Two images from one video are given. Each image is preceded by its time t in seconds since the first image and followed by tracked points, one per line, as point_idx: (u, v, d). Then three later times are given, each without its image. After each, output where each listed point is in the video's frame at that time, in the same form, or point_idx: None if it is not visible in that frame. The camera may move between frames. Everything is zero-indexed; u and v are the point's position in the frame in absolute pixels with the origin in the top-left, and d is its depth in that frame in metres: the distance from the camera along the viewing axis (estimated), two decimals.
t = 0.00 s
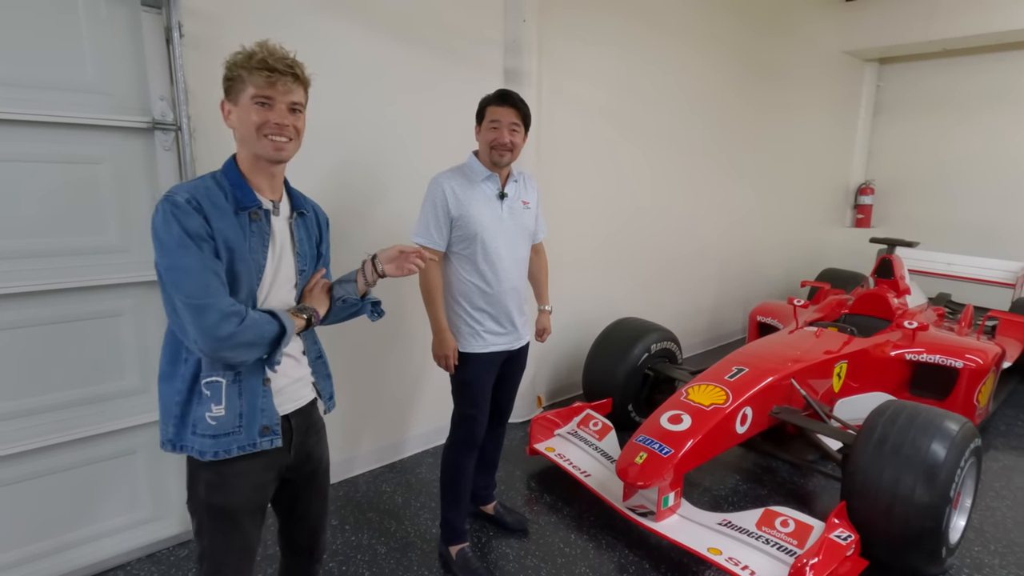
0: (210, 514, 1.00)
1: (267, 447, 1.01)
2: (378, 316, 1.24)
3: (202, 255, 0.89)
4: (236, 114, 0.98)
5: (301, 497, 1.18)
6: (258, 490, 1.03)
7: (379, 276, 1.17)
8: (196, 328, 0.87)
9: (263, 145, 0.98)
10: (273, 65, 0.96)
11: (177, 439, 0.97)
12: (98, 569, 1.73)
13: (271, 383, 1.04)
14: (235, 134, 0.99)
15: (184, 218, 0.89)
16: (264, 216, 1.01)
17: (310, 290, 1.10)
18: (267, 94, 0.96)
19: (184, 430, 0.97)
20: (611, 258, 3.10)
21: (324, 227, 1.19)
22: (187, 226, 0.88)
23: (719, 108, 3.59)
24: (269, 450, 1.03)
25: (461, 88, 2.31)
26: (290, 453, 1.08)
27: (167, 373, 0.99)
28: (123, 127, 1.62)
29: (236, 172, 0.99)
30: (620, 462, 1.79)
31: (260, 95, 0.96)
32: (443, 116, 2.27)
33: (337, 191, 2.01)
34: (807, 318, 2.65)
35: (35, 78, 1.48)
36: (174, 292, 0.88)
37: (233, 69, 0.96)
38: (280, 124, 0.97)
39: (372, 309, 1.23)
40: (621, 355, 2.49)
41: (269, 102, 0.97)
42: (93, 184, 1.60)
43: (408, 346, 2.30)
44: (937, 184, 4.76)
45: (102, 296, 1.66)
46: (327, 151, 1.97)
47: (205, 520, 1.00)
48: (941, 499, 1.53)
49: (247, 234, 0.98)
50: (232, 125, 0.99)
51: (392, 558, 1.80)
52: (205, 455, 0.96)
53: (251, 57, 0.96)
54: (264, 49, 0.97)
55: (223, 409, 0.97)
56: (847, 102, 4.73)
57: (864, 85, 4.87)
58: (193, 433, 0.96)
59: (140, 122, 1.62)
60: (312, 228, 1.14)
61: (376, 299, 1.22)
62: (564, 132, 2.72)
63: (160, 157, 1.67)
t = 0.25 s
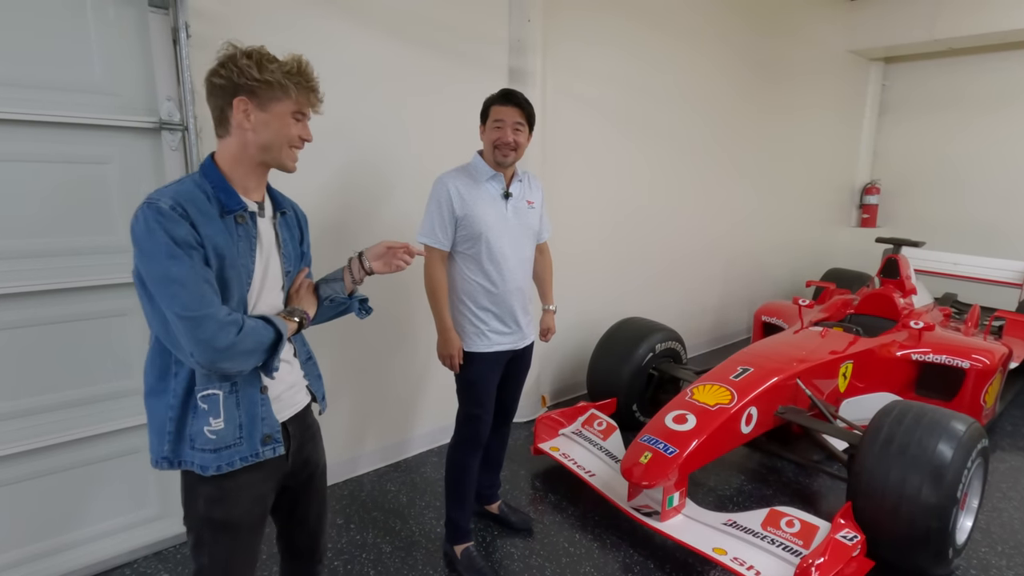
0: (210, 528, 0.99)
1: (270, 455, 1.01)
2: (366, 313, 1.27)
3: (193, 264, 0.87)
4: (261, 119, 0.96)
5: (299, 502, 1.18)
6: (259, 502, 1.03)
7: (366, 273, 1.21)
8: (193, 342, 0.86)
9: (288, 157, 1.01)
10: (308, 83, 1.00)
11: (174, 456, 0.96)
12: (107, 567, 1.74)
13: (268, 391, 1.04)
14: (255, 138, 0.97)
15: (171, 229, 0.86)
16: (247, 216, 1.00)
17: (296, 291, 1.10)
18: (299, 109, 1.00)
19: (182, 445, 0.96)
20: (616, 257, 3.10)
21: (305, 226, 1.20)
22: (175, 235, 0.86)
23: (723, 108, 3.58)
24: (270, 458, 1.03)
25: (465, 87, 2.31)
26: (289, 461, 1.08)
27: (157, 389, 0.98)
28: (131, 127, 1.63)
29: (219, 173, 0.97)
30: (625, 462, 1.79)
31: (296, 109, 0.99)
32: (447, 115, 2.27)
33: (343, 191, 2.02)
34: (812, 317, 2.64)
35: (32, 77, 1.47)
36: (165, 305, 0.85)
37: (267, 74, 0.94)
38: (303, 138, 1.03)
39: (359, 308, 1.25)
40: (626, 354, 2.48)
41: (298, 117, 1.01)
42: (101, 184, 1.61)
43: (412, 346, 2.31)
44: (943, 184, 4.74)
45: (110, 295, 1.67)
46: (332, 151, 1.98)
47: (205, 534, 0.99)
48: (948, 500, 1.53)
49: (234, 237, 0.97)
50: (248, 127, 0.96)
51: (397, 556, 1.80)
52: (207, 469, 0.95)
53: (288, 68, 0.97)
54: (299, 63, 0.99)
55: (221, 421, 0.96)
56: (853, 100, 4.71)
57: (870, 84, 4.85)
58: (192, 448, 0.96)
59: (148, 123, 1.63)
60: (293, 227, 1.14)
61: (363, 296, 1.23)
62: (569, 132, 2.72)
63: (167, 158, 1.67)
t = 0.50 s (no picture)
0: (179, 558, 0.94)
1: (247, 477, 0.98)
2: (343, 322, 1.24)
3: (156, 276, 0.81)
4: (232, 119, 0.91)
5: (279, 522, 1.14)
6: (232, 527, 0.99)
7: (340, 279, 1.18)
8: (160, 361, 0.80)
9: (259, 158, 0.97)
10: (281, 80, 0.96)
11: (140, 486, 0.90)
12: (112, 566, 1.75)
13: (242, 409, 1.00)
14: (224, 138, 0.92)
15: (130, 239, 0.80)
16: (213, 222, 0.94)
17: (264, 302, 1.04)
18: (272, 108, 0.96)
19: (150, 474, 0.90)
20: (620, 259, 3.11)
21: (273, 230, 1.15)
22: (134, 244, 0.80)
23: (728, 109, 3.59)
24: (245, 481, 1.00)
25: (471, 89, 2.32)
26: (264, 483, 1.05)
27: (118, 415, 0.91)
28: (138, 129, 1.64)
29: (178, 176, 0.91)
30: (629, 464, 1.79)
31: (269, 107, 0.95)
32: (452, 117, 2.28)
33: (350, 193, 2.03)
34: (817, 320, 2.64)
35: (32, 78, 1.47)
36: (125, 321, 0.79)
37: (239, 72, 0.90)
38: (275, 138, 0.99)
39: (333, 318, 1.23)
40: (630, 356, 2.48)
41: (270, 115, 0.96)
42: (110, 186, 1.62)
43: (417, 347, 2.31)
44: (949, 186, 4.73)
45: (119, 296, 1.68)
46: (338, 152, 1.98)
47: (173, 564, 0.94)
48: (954, 503, 1.52)
49: (200, 245, 0.91)
50: (217, 126, 0.91)
51: (402, 557, 1.81)
52: (180, 498, 0.91)
53: (260, 65, 0.93)
54: (270, 59, 0.94)
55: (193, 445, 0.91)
56: (858, 102, 4.70)
57: (875, 86, 4.84)
58: (162, 475, 0.90)
59: (157, 125, 1.65)
60: (261, 231, 1.10)
61: (336, 303, 1.20)
62: (573, 134, 2.73)
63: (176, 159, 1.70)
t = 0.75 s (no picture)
0: None
1: (216, 497, 0.94)
2: (316, 334, 1.17)
3: (115, 284, 0.77)
4: (203, 116, 0.87)
5: (260, 536, 1.11)
6: (209, 547, 0.96)
7: (313, 287, 1.12)
8: (119, 375, 0.76)
9: (231, 158, 0.93)
10: (257, 75, 0.92)
11: (99, 507, 0.86)
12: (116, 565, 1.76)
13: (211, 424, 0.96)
14: (194, 137, 0.88)
15: (86, 244, 0.76)
16: (179, 226, 0.90)
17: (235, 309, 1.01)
18: (246, 105, 0.92)
19: (109, 495, 0.86)
20: (623, 259, 3.10)
21: (246, 232, 1.12)
22: (91, 250, 0.76)
23: (732, 110, 3.58)
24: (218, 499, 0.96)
25: (474, 90, 2.32)
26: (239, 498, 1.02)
27: (74, 432, 0.86)
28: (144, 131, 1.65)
29: (142, 175, 0.87)
30: (632, 465, 1.79)
31: (243, 104, 0.91)
32: (456, 118, 2.28)
33: (353, 193, 2.04)
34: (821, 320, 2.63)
35: (35, 79, 1.47)
36: (80, 333, 0.75)
37: (213, 66, 0.86)
38: (248, 137, 0.95)
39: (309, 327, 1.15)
40: (633, 356, 2.48)
41: (245, 112, 0.92)
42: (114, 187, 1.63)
43: (419, 348, 2.31)
44: (955, 186, 4.71)
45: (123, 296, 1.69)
46: (342, 153, 1.99)
47: None
48: (959, 505, 1.51)
49: (164, 251, 0.88)
50: (187, 123, 0.87)
51: (405, 557, 1.81)
52: (142, 521, 0.86)
53: (234, 58, 0.89)
54: (246, 52, 0.90)
55: (156, 463, 0.87)
56: (863, 102, 4.69)
57: (879, 86, 4.83)
58: (122, 497, 0.86)
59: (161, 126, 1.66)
60: (233, 233, 1.06)
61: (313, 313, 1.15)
62: (576, 134, 2.72)
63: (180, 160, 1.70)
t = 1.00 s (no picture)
0: None
1: (222, 499, 0.94)
2: (305, 331, 1.15)
3: (114, 291, 0.77)
4: (197, 115, 0.87)
5: (260, 540, 1.11)
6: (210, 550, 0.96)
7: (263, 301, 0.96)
8: (123, 383, 0.76)
9: (222, 158, 0.93)
10: (248, 75, 0.93)
11: (105, 516, 0.85)
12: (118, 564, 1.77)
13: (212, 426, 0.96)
14: (187, 136, 0.87)
15: (82, 251, 0.75)
16: (173, 227, 0.89)
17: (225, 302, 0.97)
18: (238, 104, 0.92)
19: (114, 502, 0.85)
20: (625, 260, 3.10)
21: (236, 227, 1.11)
22: (88, 257, 0.75)
23: (733, 110, 3.58)
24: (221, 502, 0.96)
25: (475, 90, 2.32)
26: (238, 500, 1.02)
27: (73, 442, 0.85)
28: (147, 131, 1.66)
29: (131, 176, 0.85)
30: (633, 465, 1.79)
31: (236, 104, 0.91)
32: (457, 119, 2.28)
33: (356, 194, 2.04)
34: (822, 321, 2.63)
35: (36, 80, 1.47)
36: (79, 342, 0.74)
37: (207, 65, 0.86)
38: (239, 137, 0.94)
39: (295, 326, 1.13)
40: (634, 357, 2.48)
41: (236, 112, 0.92)
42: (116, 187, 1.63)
43: (421, 348, 2.32)
44: (957, 187, 4.70)
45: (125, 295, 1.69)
46: (344, 154, 1.99)
47: None
48: (960, 506, 1.51)
49: (160, 253, 0.87)
50: (180, 122, 0.86)
51: (405, 557, 1.81)
52: (150, 527, 0.86)
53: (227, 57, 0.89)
54: (237, 51, 0.91)
55: (161, 468, 0.87)
56: (865, 103, 4.69)
57: (881, 87, 4.83)
58: (128, 504, 0.85)
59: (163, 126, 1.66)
60: (224, 230, 1.05)
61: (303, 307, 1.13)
62: (578, 135, 2.73)
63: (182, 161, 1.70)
